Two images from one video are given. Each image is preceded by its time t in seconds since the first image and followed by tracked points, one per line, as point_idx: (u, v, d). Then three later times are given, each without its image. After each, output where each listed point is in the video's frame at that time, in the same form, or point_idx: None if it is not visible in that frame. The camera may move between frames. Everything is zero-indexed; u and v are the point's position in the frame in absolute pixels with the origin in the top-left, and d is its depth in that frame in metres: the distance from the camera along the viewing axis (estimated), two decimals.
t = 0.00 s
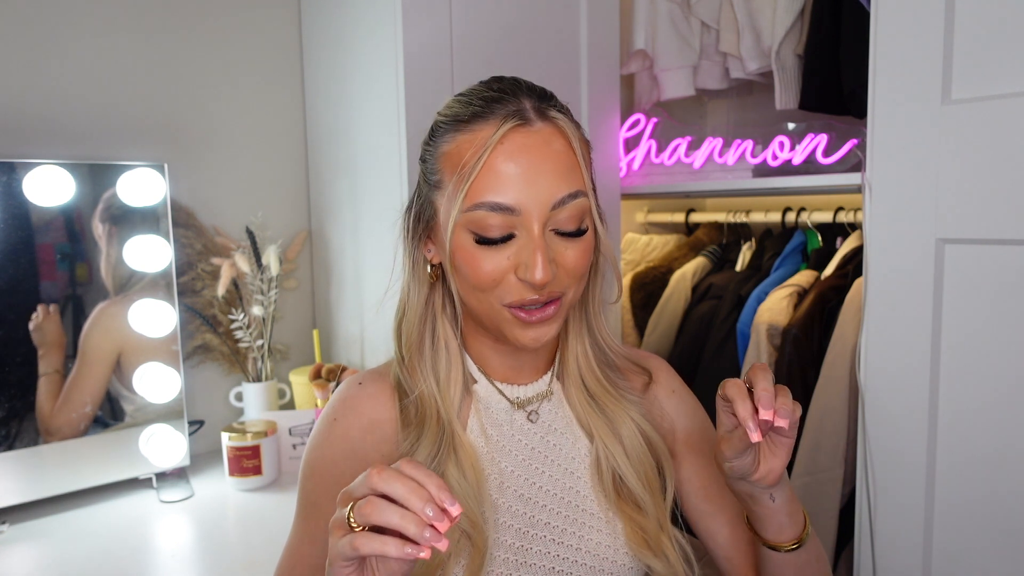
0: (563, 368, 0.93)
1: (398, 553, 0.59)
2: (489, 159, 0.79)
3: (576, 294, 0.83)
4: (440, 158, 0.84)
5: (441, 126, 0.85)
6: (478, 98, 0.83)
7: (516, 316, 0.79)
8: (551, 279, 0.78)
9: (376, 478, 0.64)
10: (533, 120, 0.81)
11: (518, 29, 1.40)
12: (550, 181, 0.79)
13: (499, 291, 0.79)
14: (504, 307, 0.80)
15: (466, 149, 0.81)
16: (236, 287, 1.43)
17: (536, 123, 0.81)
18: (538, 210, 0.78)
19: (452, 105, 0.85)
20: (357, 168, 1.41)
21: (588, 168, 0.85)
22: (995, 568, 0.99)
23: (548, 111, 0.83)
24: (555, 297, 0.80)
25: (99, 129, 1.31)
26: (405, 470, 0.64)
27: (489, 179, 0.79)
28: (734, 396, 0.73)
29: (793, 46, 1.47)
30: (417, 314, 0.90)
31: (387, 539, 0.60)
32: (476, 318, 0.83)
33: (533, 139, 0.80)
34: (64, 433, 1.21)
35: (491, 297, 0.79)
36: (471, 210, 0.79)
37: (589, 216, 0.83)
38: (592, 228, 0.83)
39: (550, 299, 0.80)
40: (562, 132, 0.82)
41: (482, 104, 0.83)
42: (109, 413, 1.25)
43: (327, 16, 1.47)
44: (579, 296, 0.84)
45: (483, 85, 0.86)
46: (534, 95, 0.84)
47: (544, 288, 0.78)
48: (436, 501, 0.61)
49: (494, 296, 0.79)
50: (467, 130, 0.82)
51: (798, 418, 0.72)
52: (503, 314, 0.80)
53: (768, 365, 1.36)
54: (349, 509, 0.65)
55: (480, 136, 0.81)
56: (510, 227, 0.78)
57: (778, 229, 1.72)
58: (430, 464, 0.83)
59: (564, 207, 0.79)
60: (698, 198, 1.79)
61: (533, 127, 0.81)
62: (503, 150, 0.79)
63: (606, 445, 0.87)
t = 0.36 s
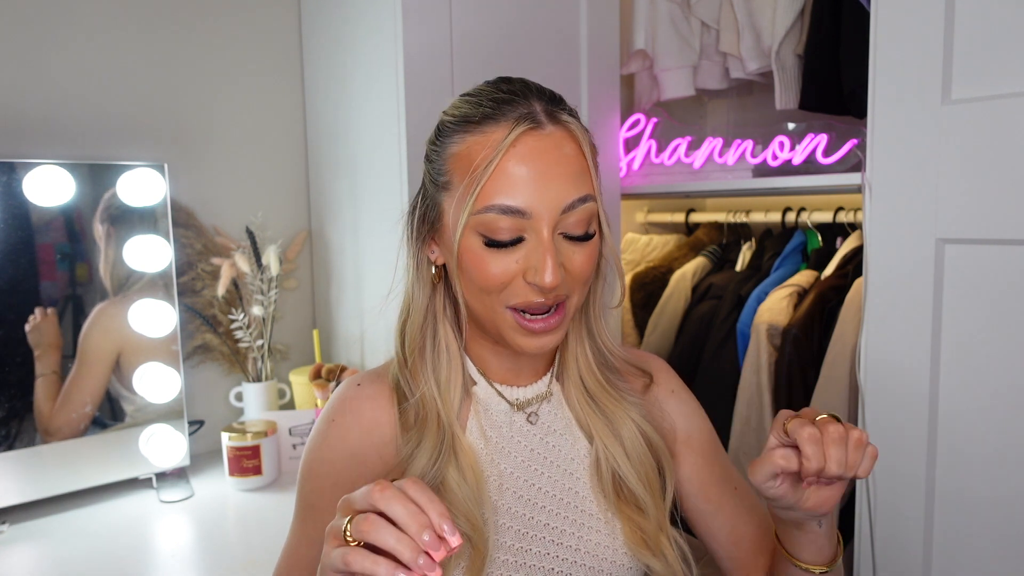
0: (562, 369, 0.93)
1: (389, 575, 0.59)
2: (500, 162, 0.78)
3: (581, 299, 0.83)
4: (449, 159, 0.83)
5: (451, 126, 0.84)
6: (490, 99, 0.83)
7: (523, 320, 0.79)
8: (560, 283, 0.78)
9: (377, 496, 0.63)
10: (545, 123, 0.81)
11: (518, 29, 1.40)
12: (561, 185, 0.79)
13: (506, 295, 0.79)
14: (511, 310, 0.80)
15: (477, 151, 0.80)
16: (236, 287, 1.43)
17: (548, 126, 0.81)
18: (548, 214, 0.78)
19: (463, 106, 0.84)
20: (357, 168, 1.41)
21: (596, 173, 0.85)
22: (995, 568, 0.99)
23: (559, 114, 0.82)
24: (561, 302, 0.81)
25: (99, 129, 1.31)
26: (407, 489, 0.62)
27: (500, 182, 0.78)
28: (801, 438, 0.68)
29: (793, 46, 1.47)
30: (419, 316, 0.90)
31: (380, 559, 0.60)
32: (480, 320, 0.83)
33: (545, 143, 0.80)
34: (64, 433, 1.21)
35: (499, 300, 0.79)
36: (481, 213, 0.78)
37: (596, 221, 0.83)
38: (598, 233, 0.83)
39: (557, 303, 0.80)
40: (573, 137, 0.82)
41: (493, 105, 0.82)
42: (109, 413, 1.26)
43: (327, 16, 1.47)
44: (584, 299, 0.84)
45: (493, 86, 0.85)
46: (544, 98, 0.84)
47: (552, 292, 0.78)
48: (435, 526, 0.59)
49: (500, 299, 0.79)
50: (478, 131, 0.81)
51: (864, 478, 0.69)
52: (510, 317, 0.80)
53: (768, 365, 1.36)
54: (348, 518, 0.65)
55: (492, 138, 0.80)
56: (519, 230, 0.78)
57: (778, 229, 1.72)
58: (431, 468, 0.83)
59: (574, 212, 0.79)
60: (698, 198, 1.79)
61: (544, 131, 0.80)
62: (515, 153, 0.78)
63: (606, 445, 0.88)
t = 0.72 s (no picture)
0: (560, 370, 0.93)
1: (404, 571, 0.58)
2: (500, 155, 0.78)
3: (579, 295, 0.83)
4: (448, 153, 0.83)
5: (450, 121, 0.84)
6: (489, 94, 0.83)
7: (522, 315, 0.79)
8: (559, 278, 0.78)
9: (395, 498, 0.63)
10: (545, 117, 0.81)
11: (518, 29, 1.40)
12: (561, 179, 0.79)
13: (505, 289, 0.79)
14: (509, 306, 0.80)
15: (477, 145, 0.80)
16: (236, 287, 1.43)
17: (548, 120, 0.81)
18: (547, 208, 0.78)
19: (462, 101, 0.85)
20: (357, 168, 1.41)
21: (596, 168, 0.85)
22: (996, 568, 0.99)
23: (559, 108, 0.83)
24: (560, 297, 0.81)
25: (99, 129, 1.31)
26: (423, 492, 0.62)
27: (499, 175, 0.78)
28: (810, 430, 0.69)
29: (793, 46, 1.47)
30: (418, 316, 0.90)
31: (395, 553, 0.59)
32: (478, 317, 0.83)
33: (545, 136, 0.80)
34: (65, 433, 1.21)
35: (497, 296, 0.79)
36: (481, 205, 0.78)
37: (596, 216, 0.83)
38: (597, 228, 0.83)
39: (557, 298, 0.80)
40: (573, 131, 0.82)
41: (493, 99, 0.82)
42: (109, 413, 1.26)
43: (327, 16, 1.47)
44: (583, 296, 0.84)
45: (493, 82, 0.85)
46: (543, 93, 0.84)
47: (552, 287, 0.78)
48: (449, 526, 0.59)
49: (499, 294, 0.79)
50: (477, 125, 0.81)
51: (877, 473, 0.67)
52: (508, 313, 0.80)
53: (768, 365, 1.36)
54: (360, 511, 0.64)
55: (492, 132, 0.80)
56: (519, 225, 0.78)
57: (778, 229, 1.73)
58: (429, 470, 0.83)
59: (574, 206, 0.79)
60: (698, 198, 1.79)
61: (544, 125, 0.80)
62: (514, 146, 0.78)
63: (604, 446, 0.88)
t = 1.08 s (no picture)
0: (561, 371, 0.93)
1: None
2: (483, 142, 0.79)
3: (572, 287, 0.83)
4: (436, 145, 0.85)
5: (440, 118, 0.86)
6: (475, 89, 0.85)
7: (510, 305, 0.79)
8: (545, 264, 0.78)
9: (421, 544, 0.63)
10: (529, 107, 0.82)
11: (518, 29, 1.40)
12: (545, 167, 0.79)
13: (492, 278, 0.78)
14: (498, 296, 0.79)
15: (462, 135, 0.81)
16: (236, 287, 1.43)
17: (531, 110, 0.82)
18: (530, 194, 0.78)
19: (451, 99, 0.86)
20: (357, 168, 1.41)
21: (583, 158, 0.85)
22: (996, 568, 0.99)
23: (543, 99, 0.84)
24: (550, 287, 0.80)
25: (99, 129, 1.31)
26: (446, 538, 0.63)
27: (483, 162, 0.79)
28: (835, 529, 0.66)
29: (793, 46, 1.47)
30: (417, 314, 0.90)
31: None
32: (470, 309, 0.83)
33: (528, 124, 0.80)
34: (64, 433, 1.21)
35: (484, 286, 0.79)
36: (465, 192, 0.79)
37: (584, 205, 0.83)
38: (587, 218, 0.83)
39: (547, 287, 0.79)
40: (558, 121, 0.83)
41: (479, 93, 0.84)
42: (109, 413, 1.26)
43: (327, 16, 1.47)
44: (576, 288, 0.83)
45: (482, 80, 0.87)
46: (530, 88, 0.85)
47: (539, 275, 0.78)
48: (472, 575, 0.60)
49: (486, 284, 0.79)
50: (463, 116, 0.83)
51: None
52: (497, 303, 0.79)
53: (768, 365, 1.36)
54: (382, 542, 0.64)
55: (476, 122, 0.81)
56: (502, 211, 0.79)
57: (778, 229, 1.73)
58: (429, 467, 0.83)
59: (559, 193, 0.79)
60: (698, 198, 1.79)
61: (527, 114, 0.81)
62: (497, 133, 0.79)
63: (603, 448, 0.88)
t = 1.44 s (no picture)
0: (558, 369, 0.93)
1: None
2: (455, 137, 0.81)
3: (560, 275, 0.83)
4: (413, 147, 0.86)
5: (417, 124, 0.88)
6: (448, 91, 0.86)
7: (496, 295, 0.79)
8: (526, 252, 0.78)
9: None
10: (499, 100, 0.83)
11: (518, 29, 1.40)
12: (518, 155, 0.81)
13: (476, 269, 0.79)
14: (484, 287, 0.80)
15: (435, 133, 0.83)
16: (236, 287, 1.43)
17: (502, 102, 0.83)
18: (506, 183, 0.80)
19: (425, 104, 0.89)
20: (357, 168, 1.41)
21: (560, 148, 0.86)
22: (996, 568, 0.99)
23: (513, 92, 0.85)
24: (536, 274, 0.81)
25: (99, 129, 1.31)
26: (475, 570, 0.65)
27: (458, 156, 0.81)
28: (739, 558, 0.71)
29: (793, 46, 1.47)
30: (408, 318, 0.91)
31: None
32: (458, 306, 0.84)
33: (499, 117, 0.82)
34: (65, 433, 1.21)
35: (470, 278, 0.80)
36: (442, 186, 0.81)
37: (563, 192, 0.84)
38: (568, 205, 0.84)
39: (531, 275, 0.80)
40: (530, 111, 0.84)
41: (452, 93, 0.86)
42: (109, 413, 1.26)
43: (327, 16, 1.47)
44: (565, 275, 0.83)
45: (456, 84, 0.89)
46: (500, 85, 0.87)
47: (521, 262, 0.79)
48: None
49: (471, 276, 0.79)
50: (436, 116, 0.84)
51: None
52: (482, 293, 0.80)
53: (768, 365, 1.36)
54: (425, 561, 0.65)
55: (448, 119, 0.83)
56: (479, 201, 0.80)
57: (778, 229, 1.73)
58: (426, 471, 0.82)
59: (534, 181, 0.81)
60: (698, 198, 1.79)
61: (498, 107, 0.83)
62: (468, 127, 0.81)
63: (598, 446, 0.87)
